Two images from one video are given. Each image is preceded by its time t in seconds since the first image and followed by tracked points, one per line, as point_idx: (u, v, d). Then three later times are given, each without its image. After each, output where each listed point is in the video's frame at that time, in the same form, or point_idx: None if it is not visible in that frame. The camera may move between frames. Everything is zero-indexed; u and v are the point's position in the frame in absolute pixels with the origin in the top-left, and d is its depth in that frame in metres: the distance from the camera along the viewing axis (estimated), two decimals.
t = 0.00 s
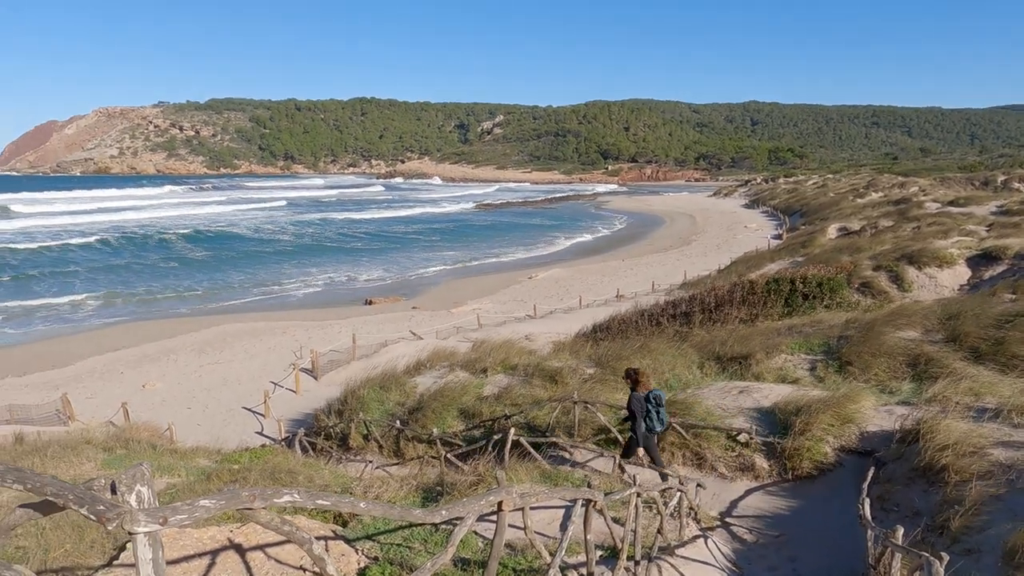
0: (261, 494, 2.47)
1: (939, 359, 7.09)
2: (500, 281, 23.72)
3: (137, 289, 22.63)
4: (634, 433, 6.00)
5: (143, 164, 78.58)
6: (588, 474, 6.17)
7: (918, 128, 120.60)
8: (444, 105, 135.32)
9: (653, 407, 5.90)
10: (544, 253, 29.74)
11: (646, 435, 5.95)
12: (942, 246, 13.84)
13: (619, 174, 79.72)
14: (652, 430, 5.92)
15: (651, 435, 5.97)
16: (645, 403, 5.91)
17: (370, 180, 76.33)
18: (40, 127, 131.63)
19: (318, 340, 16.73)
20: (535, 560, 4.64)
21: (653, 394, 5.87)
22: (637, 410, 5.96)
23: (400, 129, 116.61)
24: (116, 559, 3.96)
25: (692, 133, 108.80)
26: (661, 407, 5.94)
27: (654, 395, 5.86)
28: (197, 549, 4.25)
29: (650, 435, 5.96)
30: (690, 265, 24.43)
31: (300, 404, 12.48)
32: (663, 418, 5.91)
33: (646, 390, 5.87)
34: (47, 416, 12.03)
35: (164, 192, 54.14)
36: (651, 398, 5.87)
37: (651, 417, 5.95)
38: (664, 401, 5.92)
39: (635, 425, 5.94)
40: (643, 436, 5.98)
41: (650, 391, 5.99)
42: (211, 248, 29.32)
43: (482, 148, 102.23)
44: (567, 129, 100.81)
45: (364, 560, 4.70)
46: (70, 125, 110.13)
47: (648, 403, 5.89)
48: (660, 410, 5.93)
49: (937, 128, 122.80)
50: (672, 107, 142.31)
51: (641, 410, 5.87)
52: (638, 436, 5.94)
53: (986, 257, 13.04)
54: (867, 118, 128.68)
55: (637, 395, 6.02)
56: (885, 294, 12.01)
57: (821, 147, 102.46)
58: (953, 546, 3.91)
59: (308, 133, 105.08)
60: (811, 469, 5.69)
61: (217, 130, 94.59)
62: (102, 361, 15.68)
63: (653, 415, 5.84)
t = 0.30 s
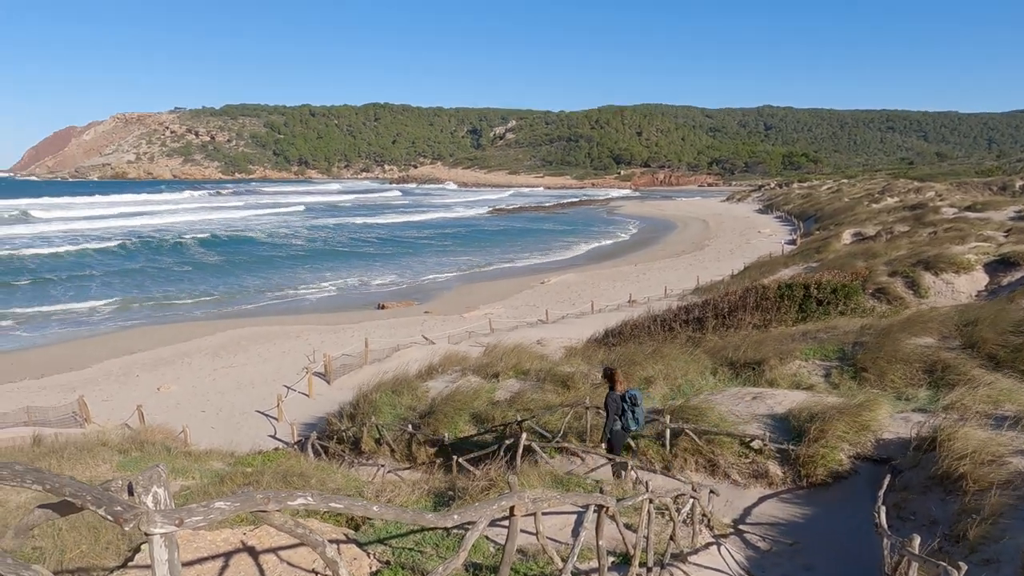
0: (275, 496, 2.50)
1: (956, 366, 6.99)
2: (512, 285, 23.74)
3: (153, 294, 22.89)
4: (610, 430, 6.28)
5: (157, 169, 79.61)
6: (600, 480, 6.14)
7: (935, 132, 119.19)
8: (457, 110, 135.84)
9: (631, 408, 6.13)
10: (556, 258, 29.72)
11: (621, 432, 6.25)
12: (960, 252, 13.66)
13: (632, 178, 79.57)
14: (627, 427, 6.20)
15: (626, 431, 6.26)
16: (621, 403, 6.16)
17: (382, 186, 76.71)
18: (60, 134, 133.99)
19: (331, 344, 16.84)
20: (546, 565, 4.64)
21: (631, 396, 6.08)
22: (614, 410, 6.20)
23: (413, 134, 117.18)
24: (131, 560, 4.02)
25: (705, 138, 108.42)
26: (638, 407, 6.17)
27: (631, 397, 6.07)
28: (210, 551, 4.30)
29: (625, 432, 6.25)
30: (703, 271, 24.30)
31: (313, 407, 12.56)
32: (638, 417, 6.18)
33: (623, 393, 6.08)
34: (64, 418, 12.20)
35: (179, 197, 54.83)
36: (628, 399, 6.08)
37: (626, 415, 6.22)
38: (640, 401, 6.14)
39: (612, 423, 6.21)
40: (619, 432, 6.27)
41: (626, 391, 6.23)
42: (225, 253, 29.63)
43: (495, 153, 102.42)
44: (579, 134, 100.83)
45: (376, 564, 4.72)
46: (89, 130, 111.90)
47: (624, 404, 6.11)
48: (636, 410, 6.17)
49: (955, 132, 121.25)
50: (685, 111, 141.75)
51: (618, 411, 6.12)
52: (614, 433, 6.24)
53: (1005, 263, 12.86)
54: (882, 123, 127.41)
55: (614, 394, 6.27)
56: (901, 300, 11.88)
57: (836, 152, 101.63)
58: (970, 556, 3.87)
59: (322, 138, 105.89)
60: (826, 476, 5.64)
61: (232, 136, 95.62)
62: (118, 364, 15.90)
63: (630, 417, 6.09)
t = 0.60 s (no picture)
0: (290, 500, 2.52)
1: (975, 374, 6.89)
2: (525, 291, 23.78)
3: (169, 299, 23.21)
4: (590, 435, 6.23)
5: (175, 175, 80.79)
6: (613, 487, 6.11)
7: (954, 137, 117.76)
8: (470, 117, 136.52)
9: (611, 415, 6.06)
10: (569, 264, 29.72)
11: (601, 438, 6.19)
12: (978, 258, 13.48)
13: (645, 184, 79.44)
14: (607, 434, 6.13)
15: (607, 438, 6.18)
16: (602, 409, 6.09)
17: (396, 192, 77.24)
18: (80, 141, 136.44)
19: (345, 349, 16.96)
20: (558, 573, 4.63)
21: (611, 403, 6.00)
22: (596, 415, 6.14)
23: (427, 140, 117.91)
24: (147, 562, 4.07)
25: (718, 144, 108.10)
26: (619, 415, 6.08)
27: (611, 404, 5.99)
28: (224, 554, 4.35)
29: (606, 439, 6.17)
30: (716, 277, 24.18)
31: (326, 412, 12.64)
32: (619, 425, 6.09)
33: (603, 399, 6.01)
34: (81, 421, 12.38)
35: (196, 203, 55.62)
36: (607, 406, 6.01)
37: (607, 422, 6.16)
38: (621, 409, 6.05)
39: (591, 429, 6.17)
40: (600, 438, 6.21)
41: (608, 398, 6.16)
42: (240, 258, 29.94)
43: (508, 159, 102.76)
44: (592, 140, 100.92)
45: (389, 569, 4.74)
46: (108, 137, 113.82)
47: (604, 411, 6.05)
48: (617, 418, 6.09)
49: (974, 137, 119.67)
50: (699, 117, 141.30)
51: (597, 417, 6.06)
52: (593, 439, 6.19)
53: None
54: (899, 128, 126.18)
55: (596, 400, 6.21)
56: (919, 307, 11.75)
57: (852, 157, 100.77)
58: (990, 568, 3.81)
59: (337, 144, 106.87)
60: (842, 485, 5.59)
61: (248, 143, 96.83)
62: (136, 368, 16.12)
63: (610, 424, 6.02)
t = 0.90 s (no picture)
0: (302, 502, 2.54)
1: (994, 382, 6.78)
2: (537, 296, 23.75)
3: (185, 303, 23.46)
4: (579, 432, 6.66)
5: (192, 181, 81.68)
6: (625, 493, 6.08)
7: (973, 142, 116.08)
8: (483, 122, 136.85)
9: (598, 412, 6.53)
10: (582, 269, 29.66)
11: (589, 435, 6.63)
12: (998, 265, 13.25)
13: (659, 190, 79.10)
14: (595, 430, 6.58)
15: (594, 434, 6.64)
16: (589, 407, 6.56)
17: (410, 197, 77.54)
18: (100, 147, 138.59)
19: (358, 354, 17.05)
20: None
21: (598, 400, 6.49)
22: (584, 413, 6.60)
23: (440, 146, 118.37)
24: (161, 564, 4.11)
25: (733, 149, 107.43)
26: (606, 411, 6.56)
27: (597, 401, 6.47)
28: (237, 557, 4.38)
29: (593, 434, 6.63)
30: (730, 283, 24.00)
31: (339, 416, 12.71)
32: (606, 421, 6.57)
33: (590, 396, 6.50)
34: (98, 423, 12.54)
35: (213, 209, 56.26)
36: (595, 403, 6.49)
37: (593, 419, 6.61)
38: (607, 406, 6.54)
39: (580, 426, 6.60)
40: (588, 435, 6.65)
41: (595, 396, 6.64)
42: (255, 263, 30.20)
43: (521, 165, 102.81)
44: (605, 145, 100.68)
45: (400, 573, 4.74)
46: (127, 143, 115.53)
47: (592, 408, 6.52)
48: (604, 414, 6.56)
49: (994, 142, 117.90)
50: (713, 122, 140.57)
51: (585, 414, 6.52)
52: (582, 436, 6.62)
53: None
54: (917, 133, 124.62)
55: (583, 399, 6.68)
56: (936, 313, 11.58)
57: (869, 163, 99.68)
58: None
59: (351, 150, 107.59)
60: (858, 493, 5.52)
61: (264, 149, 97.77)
62: (151, 371, 16.31)
63: (598, 420, 6.48)
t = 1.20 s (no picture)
0: (318, 504, 2.57)
1: (1015, 390, 6.66)
2: (550, 301, 23.75)
3: (201, 307, 23.75)
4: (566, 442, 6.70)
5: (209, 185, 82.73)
6: (639, 499, 6.05)
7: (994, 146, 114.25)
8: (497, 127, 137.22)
9: (583, 426, 6.50)
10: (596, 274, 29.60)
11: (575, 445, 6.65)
12: (1019, 270, 13.02)
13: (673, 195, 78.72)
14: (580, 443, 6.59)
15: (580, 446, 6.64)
16: (575, 420, 6.52)
17: (424, 202, 77.89)
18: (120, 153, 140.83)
19: (371, 357, 17.14)
20: None
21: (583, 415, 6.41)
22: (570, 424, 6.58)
23: (454, 151, 118.85)
24: (178, 564, 4.17)
25: (748, 153, 106.68)
26: (592, 427, 6.49)
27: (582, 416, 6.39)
28: (252, 558, 4.43)
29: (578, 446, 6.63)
30: (745, 288, 23.80)
31: (353, 419, 12.79)
32: (591, 436, 6.54)
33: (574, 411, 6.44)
34: (117, 425, 12.74)
35: (230, 213, 56.90)
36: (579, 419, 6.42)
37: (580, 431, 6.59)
38: (593, 422, 6.45)
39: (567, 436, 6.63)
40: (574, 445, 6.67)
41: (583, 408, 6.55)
42: (271, 267, 30.49)
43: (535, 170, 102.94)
44: (619, 150, 100.46)
45: None
46: (147, 149, 117.27)
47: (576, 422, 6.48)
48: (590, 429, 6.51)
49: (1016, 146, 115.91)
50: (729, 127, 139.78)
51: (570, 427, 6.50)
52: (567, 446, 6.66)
53: None
54: (936, 138, 122.92)
55: (572, 410, 6.63)
56: (956, 319, 11.40)
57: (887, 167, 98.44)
58: None
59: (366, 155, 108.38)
60: (875, 501, 5.46)
61: (280, 154, 98.81)
62: (169, 374, 16.53)
63: (581, 435, 6.46)
